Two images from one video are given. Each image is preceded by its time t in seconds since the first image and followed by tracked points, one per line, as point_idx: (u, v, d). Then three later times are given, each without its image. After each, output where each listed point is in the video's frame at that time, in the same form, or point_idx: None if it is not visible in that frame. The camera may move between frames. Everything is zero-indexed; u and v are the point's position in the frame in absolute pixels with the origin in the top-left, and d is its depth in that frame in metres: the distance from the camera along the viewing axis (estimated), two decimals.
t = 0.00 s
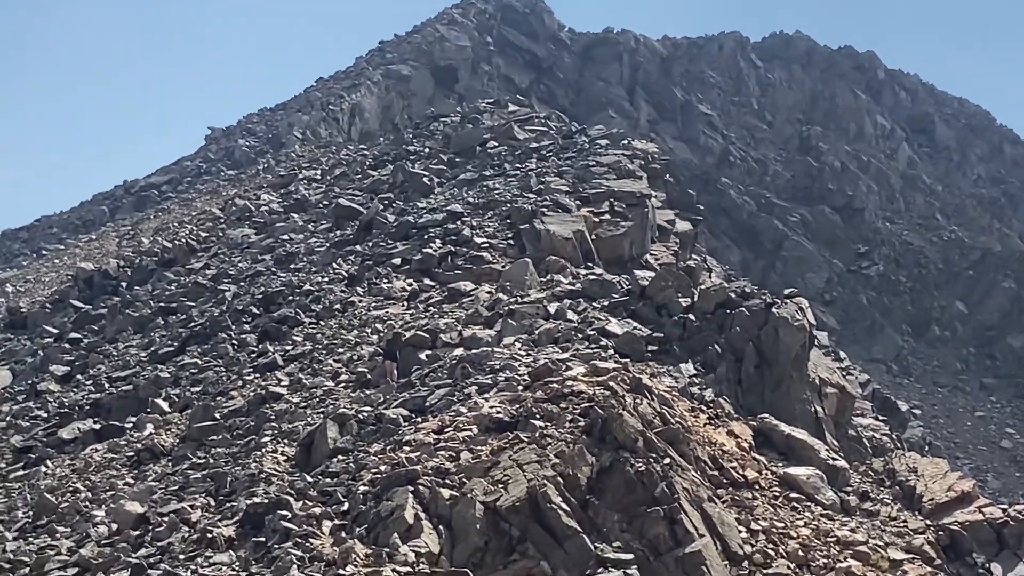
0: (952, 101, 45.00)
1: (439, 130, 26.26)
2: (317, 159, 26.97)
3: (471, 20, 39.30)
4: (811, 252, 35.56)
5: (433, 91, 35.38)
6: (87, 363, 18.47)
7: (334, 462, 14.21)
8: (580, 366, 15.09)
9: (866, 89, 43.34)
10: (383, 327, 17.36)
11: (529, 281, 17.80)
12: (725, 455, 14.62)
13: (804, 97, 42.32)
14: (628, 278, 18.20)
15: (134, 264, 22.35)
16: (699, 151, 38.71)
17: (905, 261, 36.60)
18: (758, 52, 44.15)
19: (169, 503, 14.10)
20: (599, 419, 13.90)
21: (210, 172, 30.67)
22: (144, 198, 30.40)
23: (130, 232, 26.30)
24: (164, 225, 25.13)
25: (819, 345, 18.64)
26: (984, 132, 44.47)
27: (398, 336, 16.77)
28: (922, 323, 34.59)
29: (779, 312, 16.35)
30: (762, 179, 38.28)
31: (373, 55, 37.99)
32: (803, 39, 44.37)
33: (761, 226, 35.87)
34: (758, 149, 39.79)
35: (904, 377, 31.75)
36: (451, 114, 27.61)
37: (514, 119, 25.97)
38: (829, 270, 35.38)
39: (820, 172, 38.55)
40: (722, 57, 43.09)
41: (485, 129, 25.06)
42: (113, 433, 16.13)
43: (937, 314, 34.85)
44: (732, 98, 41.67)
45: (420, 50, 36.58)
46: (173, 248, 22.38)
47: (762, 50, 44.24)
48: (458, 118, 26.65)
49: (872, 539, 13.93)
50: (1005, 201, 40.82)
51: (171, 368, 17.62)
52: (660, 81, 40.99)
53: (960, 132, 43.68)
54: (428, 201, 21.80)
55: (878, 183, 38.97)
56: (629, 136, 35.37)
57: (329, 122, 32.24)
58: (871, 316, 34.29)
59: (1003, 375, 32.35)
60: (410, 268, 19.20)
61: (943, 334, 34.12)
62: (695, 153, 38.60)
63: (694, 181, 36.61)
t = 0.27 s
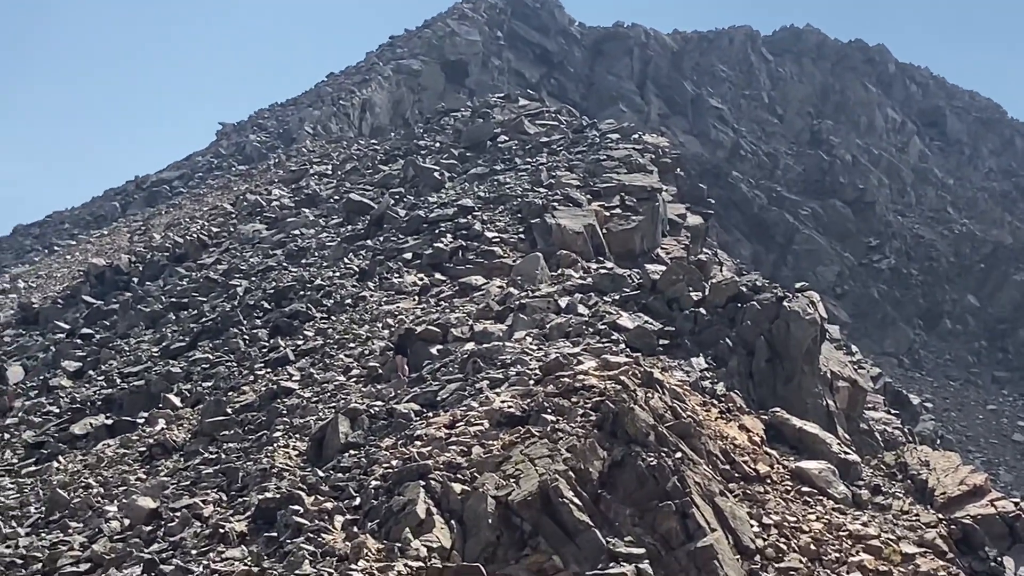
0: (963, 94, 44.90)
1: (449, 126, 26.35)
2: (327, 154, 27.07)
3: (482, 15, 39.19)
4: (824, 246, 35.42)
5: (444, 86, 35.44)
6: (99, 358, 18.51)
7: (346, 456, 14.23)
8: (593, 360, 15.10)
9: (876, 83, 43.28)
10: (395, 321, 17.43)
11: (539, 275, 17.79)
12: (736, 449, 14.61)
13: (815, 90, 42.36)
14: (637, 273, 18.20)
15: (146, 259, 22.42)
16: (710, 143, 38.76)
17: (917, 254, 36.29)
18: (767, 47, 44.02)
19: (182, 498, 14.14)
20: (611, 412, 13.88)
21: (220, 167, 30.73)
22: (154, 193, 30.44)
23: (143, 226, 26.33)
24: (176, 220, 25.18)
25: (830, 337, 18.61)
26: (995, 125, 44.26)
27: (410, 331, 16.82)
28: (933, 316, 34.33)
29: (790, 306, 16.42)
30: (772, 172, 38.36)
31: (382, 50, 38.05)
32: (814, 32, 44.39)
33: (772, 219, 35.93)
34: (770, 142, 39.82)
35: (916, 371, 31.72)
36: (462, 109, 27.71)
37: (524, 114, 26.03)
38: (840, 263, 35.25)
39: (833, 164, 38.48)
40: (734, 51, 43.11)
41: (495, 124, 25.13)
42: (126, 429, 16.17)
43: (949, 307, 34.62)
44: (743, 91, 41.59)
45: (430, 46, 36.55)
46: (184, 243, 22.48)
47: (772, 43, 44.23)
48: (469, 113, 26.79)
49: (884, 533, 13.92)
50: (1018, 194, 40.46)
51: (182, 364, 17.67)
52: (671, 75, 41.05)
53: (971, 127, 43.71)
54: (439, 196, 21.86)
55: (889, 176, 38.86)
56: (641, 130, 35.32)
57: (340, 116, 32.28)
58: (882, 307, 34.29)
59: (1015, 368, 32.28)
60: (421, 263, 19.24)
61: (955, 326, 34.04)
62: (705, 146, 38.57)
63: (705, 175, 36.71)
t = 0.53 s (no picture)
0: (958, 97, 45.50)
1: (459, 129, 26.90)
2: (341, 157, 27.71)
3: (489, 22, 39.94)
4: (822, 245, 35.70)
5: (453, 91, 35.66)
6: (119, 355, 19.04)
7: (359, 449, 14.69)
8: (598, 356, 15.56)
9: (872, 86, 43.85)
10: (406, 318, 17.93)
11: (546, 273, 18.22)
12: (737, 442, 15.04)
13: (813, 93, 42.78)
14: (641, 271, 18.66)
15: (165, 259, 23.01)
16: (711, 147, 39.13)
17: (913, 252, 36.74)
18: (767, 52, 44.90)
19: (200, 490, 14.63)
20: (615, 406, 14.34)
21: (235, 169, 31.30)
22: (172, 196, 31.03)
23: (161, 227, 26.88)
24: (194, 220, 25.75)
25: (829, 334, 19.01)
26: (989, 128, 44.71)
27: (421, 328, 17.30)
28: (929, 312, 34.68)
29: (790, 304, 16.81)
30: (772, 173, 38.62)
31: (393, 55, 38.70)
32: (812, 37, 45.13)
33: (771, 219, 36.27)
34: (769, 145, 40.19)
35: (911, 365, 31.88)
36: (471, 113, 28.28)
37: (532, 117, 26.56)
38: (837, 262, 35.42)
39: (831, 167, 38.64)
40: (734, 56, 43.51)
41: (503, 127, 25.68)
42: (145, 423, 16.63)
43: (943, 304, 34.99)
44: (742, 95, 42.00)
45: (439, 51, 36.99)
46: (202, 243, 23.09)
47: (772, 50, 45.15)
48: (478, 117, 27.37)
49: (881, 523, 14.38)
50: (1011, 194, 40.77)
51: (200, 360, 18.18)
52: (673, 79, 41.54)
53: (965, 130, 44.11)
54: (448, 196, 22.36)
55: (886, 177, 39.14)
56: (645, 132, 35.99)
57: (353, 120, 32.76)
58: (878, 304, 34.45)
59: (1008, 363, 32.53)
60: (431, 262, 19.73)
61: (950, 322, 34.41)
62: (707, 148, 38.85)
63: (705, 176, 37.28)
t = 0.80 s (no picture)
0: (941, 106, 45.98)
1: (464, 137, 27.69)
2: (351, 164, 28.62)
3: (492, 34, 40.77)
4: (809, 247, 36.19)
5: (459, 100, 36.38)
6: (138, 353, 19.78)
7: (369, 442, 15.37)
8: (596, 354, 16.23)
9: (859, 95, 44.47)
10: (413, 317, 18.63)
11: (547, 274, 18.91)
12: (730, 435, 15.73)
13: (802, 102, 43.23)
14: (638, 272, 19.32)
15: (182, 260, 23.82)
16: (705, 155, 39.37)
17: (898, 254, 37.22)
18: (758, 62, 45.37)
19: (218, 481, 15.33)
20: (613, 401, 15.01)
21: (248, 175, 32.12)
22: (188, 201, 31.88)
23: (178, 231, 27.69)
24: (210, 224, 26.56)
25: (818, 334, 19.74)
26: (970, 134, 45.23)
27: (427, 326, 18.00)
28: (913, 311, 35.22)
29: (782, 303, 17.61)
30: (762, 179, 39.16)
31: (401, 65, 39.57)
32: (802, 49, 45.74)
33: (762, 223, 36.49)
34: (760, 151, 40.67)
35: (896, 362, 32.33)
36: (474, 121, 29.08)
37: (533, 125, 27.33)
38: (825, 263, 36.06)
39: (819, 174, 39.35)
40: (726, 67, 43.88)
41: (506, 135, 26.45)
42: (165, 417, 17.38)
43: (927, 303, 35.54)
44: (734, 104, 42.38)
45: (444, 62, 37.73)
46: (218, 245, 23.92)
47: (762, 60, 45.62)
48: (481, 124, 28.18)
49: (866, 512, 15.13)
50: (991, 201, 41.35)
51: (216, 357, 18.92)
52: (668, 88, 42.02)
53: (948, 137, 44.53)
54: (453, 200, 23.08)
55: (872, 182, 39.89)
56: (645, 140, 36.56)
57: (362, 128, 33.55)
58: (863, 304, 34.87)
59: (988, 359, 33.23)
60: (437, 263, 20.44)
61: (932, 321, 34.96)
62: (699, 155, 39.13)
63: (699, 181, 37.05)
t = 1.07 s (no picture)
0: (919, 116, 47.59)
1: (463, 145, 28.49)
2: (355, 171, 29.53)
3: (491, 46, 41.35)
4: (794, 250, 36.92)
5: (459, 108, 36.98)
6: (152, 351, 20.53)
7: (373, 437, 16.05)
8: (589, 353, 16.94)
9: (841, 105, 45.76)
10: (415, 317, 19.31)
11: (543, 276, 19.63)
12: (718, 430, 16.43)
13: (787, 112, 44.33)
14: (630, 274, 20.04)
15: (194, 263, 24.58)
16: (694, 165, 40.49)
17: (878, 257, 37.93)
18: (745, 73, 46.50)
19: (228, 474, 16.03)
20: (606, 398, 15.71)
21: (254, 181, 32.94)
22: (198, 206, 32.70)
23: (190, 234, 28.48)
24: (220, 228, 27.35)
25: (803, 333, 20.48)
26: (947, 143, 46.62)
27: (429, 326, 18.67)
28: (892, 311, 35.75)
29: (768, 304, 18.38)
30: (749, 185, 40.26)
31: (403, 75, 40.41)
32: (786, 61, 46.86)
33: (749, 227, 37.41)
34: (746, 159, 41.70)
35: (877, 360, 32.80)
36: (474, 129, 29.90)
37: (530, 133, 28.11)
38: (808, 266, 36.58)
39: (803, 181, 40.38)
40: (714, 79, 45.07)
41: (504, 143, 27.24)
42: (177, 413, 18.10)
43: (906, 304, 36.12)
44: (721, 114, 43.60)
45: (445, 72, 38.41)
46: (228, 248, 24.72)
47: (749, 72, 46.74)
48: (480, 133, 29.00)
49: (848, 504, 15.92)
50: (966, 209, 42.55)
51: (226, 355, 19.66)
52: (659, 99, 43.26)
53: (926, 147, 45.87)
54: (454, 205, 23.82)
55: (854, 188, 40.87)
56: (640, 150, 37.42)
57: (366, 135, 34.32)
58: (843, 305, 35.45)
59: (965, 358, 33.88)
60: (438, 265, 21.15)
61: (911, 321, 35.48)
62: (688, 164, 40.19)
63: (688, 186, 38.50)
